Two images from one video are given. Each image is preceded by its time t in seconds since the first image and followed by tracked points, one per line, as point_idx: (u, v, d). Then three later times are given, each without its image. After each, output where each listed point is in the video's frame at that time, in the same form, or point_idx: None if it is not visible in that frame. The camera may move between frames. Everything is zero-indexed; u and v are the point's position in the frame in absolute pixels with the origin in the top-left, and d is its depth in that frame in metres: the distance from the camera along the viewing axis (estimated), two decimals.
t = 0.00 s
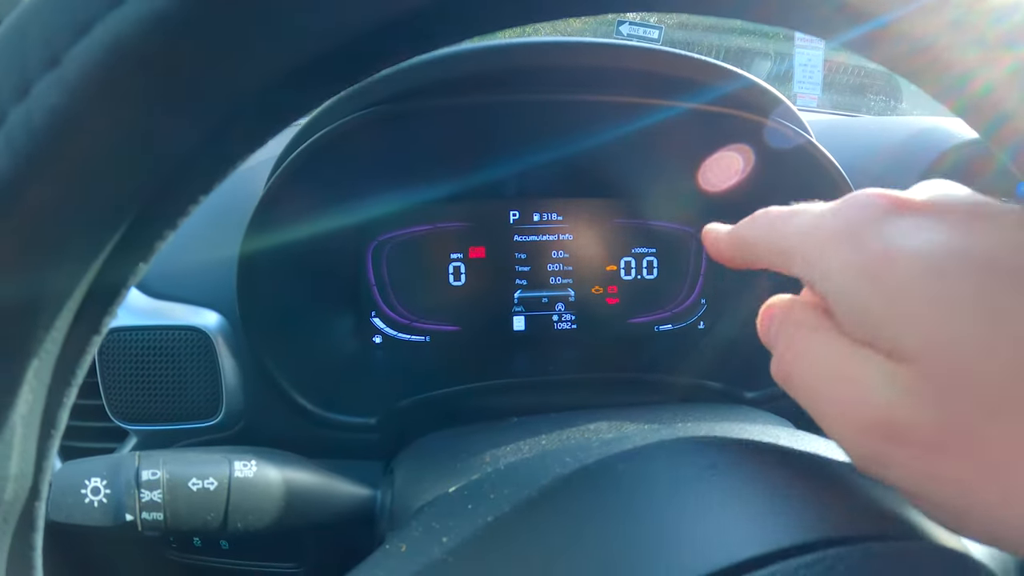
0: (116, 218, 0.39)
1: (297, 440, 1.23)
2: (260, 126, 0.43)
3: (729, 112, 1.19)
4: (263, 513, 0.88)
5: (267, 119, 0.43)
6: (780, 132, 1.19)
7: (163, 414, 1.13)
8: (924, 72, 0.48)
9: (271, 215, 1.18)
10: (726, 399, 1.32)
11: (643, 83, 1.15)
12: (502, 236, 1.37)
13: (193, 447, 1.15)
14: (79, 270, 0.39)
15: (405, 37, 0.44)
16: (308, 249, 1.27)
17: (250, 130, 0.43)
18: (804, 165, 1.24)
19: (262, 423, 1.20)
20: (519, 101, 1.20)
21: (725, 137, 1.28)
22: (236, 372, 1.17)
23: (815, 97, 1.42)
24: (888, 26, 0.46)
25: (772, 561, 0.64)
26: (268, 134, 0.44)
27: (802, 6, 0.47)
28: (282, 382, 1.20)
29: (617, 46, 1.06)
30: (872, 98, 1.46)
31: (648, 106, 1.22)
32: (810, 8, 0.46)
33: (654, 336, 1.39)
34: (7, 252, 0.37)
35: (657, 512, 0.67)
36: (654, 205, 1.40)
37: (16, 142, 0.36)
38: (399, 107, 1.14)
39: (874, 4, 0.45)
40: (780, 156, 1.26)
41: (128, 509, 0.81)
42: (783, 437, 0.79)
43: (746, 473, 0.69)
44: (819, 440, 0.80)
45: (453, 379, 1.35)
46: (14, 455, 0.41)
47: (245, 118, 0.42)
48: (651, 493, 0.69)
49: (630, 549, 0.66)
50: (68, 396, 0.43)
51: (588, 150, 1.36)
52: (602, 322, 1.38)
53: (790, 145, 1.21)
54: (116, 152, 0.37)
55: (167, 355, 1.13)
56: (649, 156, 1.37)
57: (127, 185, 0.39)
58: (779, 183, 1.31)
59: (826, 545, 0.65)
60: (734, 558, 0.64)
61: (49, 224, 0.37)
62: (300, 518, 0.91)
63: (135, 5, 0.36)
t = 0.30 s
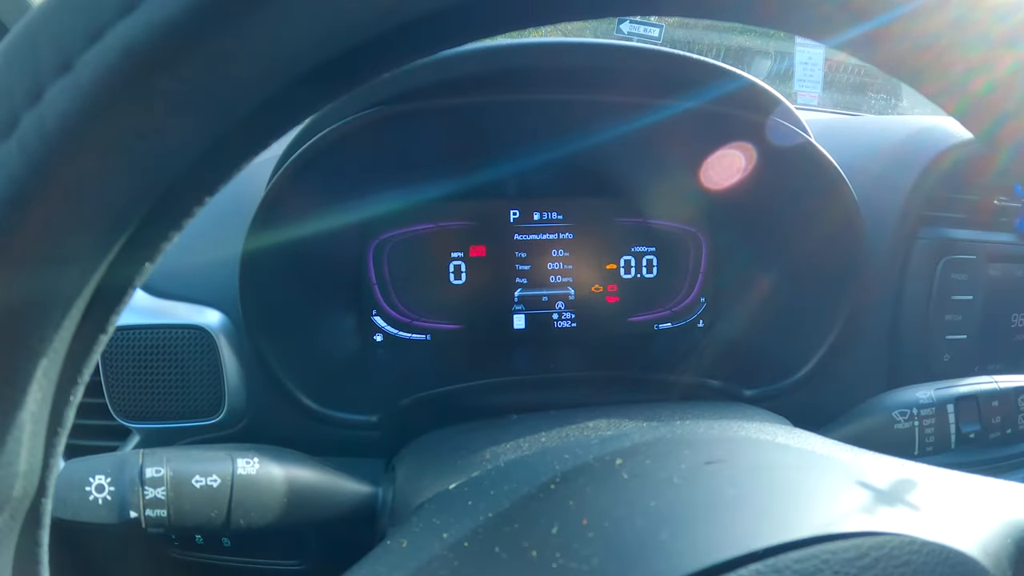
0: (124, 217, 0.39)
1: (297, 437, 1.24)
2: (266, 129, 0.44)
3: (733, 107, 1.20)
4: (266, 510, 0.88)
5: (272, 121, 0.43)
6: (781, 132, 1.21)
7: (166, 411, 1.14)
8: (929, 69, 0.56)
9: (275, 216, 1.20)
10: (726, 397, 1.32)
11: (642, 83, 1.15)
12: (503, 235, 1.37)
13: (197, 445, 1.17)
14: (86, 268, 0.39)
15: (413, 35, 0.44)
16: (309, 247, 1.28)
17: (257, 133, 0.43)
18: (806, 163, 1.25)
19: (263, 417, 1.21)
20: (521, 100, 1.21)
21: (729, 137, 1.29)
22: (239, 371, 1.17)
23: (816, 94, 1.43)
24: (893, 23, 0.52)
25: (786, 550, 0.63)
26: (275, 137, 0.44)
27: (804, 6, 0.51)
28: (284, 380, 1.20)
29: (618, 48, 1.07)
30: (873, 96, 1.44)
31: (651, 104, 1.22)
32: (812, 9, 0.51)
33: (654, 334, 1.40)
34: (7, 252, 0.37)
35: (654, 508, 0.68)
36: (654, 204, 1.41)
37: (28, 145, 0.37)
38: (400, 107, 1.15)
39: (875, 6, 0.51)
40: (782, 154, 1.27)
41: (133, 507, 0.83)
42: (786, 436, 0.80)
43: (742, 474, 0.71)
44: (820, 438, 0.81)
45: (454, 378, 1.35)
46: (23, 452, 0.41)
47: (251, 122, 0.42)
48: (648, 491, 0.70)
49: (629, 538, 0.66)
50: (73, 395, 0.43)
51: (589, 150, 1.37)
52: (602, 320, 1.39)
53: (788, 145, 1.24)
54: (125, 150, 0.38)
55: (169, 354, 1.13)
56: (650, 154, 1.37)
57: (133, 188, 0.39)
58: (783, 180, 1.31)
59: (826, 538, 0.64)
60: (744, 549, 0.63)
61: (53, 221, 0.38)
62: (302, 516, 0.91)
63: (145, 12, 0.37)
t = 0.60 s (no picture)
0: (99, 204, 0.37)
1: (287, 437, 1.22)
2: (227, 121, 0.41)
3: (735, 110, 1.17)
4: (249, 511, 0.86)
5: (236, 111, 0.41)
6: (785, 131, 1.17)
7: (156, 411, 1.14)
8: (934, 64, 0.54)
9: (270, 212, 1.15)
10: (723, 396, 1.29)
11: (648, 78, 1.11)
12: (498, 234, 1.34)
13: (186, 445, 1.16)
14: (54, 258, 0.37)
15: (379, 26, 0.42)
16: (305, 248, 1.25)
17: (218, 127, 0.41)
18: (810, 168, 1.22)
19: (259, 415, 1.20)
20: (517, 96, 1.18)
21: (733, 137, 1.26)
22: (227, 371, 1.16)
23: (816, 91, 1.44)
24: (896, 22, 0.50)
25: (776, 562, 0.61)
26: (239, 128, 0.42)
27: None
28: (274, 380, 1.18)
29: (616, 42, 1.04)
30: (873, 94, 1.45)
31: (653, 104, 1.19)
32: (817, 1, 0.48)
33: (651, 332, 1.38)
34: None
35: (636, 516, 0.67)
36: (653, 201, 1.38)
37: None
38: (395, 103, 1.11)
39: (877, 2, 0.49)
40: (786, 156, 1.23)
41: (114, 507, 0.81)
42: (778, 437, 0.78)
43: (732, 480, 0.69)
44: (814, 438, 0.79)
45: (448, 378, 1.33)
46: None
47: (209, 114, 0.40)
48: (632, 498, 0.69)
49: (614, 550, 0.64)
50: (40, 400, 0.40)
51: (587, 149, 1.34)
52: (597, 318, 1.36)
53: (794, 145, 1.20)
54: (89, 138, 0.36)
55: (157, 352, 1.13)
56: (650, 151, 1.34)
57: (100, 179, 0.37)
58: (786, 183, 1.27)
59: (821, 551, 0.62)
60: (731, 560, 0.61)
61: (19, 222, 0.35)
62: (287, 517, 0.89)
63: None
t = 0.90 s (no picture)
0: (42, 196, 0.38)
1: (276, 435, 1.20)
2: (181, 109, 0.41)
3: (742, 108, 1.14)
4: (229, 513, 0.83)
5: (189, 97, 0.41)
6: (789, 130, 1.15)
7: (141, 411, 1.12)
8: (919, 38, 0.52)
9: (258, 205, 1.13)
10: (722, 395, 1.27)
11: (656, 65, 1.07)
12: (493, 229, 1.29)
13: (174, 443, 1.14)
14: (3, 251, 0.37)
15: None
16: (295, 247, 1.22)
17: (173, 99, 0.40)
18: (811, 167, 1.19)
19: (243, 415, 1.17)
20: (511, 87, 1.15)
21: (733, 134, 1.23)
22: (214, 369, 1.13)
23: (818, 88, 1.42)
24: None
25: None
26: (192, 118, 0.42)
27: None
28: (262, 378, 1.16)
29: (616, 27, 1.00)
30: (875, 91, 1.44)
31: (658, 100, 1.18)
32: None
33: (649, 329, 1.32)
34: None
35: (626, 527, 0.64)
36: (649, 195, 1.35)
37: None
38: (389, 91, 1.08)
39: None
40: (792, 154, 1.20)
41: (91, 509, 0.77)
42: (778, 437, 0.75)
43: (728, 489, 0.67)
44: (817, 439, 0.76)
45: (441, 376, 1.30)
46: None
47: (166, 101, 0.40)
48: (622, 508, 0.66)
49: (601, 563, 0.62)
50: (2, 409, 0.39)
51: (591, 146, 1.30)
52: (596, 315, 1.31)
53: (804, 143, 1.16)
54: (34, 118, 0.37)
55: (145, 350, 1.11)
56: (649, 145, 1.30)
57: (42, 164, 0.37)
58: (789, 184, 1.24)
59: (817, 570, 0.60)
60: None
61: None
62: (269, 519, 0.86)
63: None
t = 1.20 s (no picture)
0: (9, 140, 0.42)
1: (264, 401, 1.21)
2: (123, 68, 0.44)
3: (734, 91, 1.13)
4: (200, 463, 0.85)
5: (130, 55, 0.44)
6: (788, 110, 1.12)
7: (135, 378, 1.11)
8: None
9: (244, 182, 1.12)
10: (713, 372, 1.27)
11: (652, 38, 1.05)
12: (487, 208, 1.34)
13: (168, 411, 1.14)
14: None
15: None
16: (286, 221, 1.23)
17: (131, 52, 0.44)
18: (804, 144, 1.17)
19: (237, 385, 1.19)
20: (501, 63, 1.14)
21: (723, 112, 1.22)
22: (208, 338, 1.14)
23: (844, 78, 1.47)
24: None
25: (651, 524, 0.58)
26: (134, 77, 0.45)
27: None
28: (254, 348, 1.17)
29: None
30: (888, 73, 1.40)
31: (656, 79, 1.17)
32: None
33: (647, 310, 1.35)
34: None
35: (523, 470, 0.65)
36: (647, 171, 1.35)
37: None
38: (382, 65, 1.07)
39: None
40: (783, 131, 1.18)
41: (70, 454, 0.81)
42: (732, 406, 0.75)
43: (644, 440, 0.66)
44: (777, 412, 0.76)
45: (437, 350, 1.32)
46: None
47: (106, 58, 0.43)
48: (527, 452, 0.67)
49: (491, 501, 0.62)
50: None
51: (589, 124, 1.30)
52: (590, 293, 1.35)
53: (794, 125, 1.14)
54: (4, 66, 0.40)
55: (141, 322, 1.11)
56: (648, 123, 1.30)
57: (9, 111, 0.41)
58: (792, 167, 1.23)
59: (710, 518, 0.58)
60: (605, 518, 0.59)
61: None
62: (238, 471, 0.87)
63: None
